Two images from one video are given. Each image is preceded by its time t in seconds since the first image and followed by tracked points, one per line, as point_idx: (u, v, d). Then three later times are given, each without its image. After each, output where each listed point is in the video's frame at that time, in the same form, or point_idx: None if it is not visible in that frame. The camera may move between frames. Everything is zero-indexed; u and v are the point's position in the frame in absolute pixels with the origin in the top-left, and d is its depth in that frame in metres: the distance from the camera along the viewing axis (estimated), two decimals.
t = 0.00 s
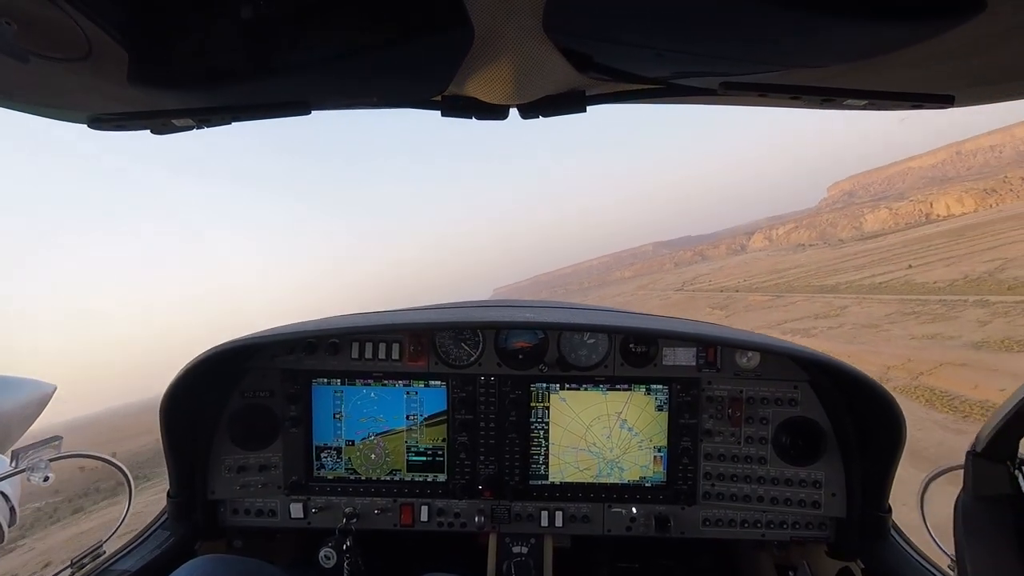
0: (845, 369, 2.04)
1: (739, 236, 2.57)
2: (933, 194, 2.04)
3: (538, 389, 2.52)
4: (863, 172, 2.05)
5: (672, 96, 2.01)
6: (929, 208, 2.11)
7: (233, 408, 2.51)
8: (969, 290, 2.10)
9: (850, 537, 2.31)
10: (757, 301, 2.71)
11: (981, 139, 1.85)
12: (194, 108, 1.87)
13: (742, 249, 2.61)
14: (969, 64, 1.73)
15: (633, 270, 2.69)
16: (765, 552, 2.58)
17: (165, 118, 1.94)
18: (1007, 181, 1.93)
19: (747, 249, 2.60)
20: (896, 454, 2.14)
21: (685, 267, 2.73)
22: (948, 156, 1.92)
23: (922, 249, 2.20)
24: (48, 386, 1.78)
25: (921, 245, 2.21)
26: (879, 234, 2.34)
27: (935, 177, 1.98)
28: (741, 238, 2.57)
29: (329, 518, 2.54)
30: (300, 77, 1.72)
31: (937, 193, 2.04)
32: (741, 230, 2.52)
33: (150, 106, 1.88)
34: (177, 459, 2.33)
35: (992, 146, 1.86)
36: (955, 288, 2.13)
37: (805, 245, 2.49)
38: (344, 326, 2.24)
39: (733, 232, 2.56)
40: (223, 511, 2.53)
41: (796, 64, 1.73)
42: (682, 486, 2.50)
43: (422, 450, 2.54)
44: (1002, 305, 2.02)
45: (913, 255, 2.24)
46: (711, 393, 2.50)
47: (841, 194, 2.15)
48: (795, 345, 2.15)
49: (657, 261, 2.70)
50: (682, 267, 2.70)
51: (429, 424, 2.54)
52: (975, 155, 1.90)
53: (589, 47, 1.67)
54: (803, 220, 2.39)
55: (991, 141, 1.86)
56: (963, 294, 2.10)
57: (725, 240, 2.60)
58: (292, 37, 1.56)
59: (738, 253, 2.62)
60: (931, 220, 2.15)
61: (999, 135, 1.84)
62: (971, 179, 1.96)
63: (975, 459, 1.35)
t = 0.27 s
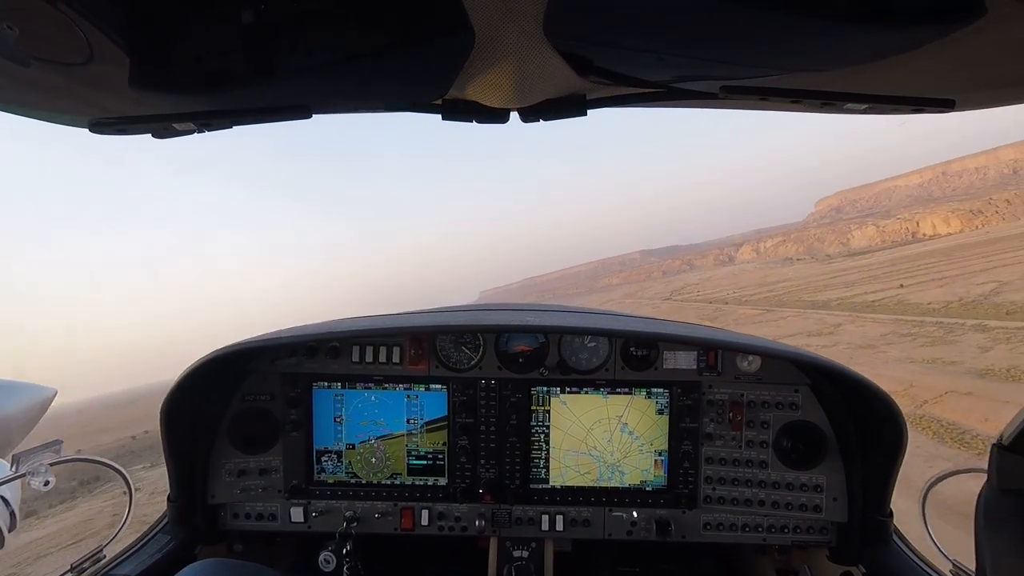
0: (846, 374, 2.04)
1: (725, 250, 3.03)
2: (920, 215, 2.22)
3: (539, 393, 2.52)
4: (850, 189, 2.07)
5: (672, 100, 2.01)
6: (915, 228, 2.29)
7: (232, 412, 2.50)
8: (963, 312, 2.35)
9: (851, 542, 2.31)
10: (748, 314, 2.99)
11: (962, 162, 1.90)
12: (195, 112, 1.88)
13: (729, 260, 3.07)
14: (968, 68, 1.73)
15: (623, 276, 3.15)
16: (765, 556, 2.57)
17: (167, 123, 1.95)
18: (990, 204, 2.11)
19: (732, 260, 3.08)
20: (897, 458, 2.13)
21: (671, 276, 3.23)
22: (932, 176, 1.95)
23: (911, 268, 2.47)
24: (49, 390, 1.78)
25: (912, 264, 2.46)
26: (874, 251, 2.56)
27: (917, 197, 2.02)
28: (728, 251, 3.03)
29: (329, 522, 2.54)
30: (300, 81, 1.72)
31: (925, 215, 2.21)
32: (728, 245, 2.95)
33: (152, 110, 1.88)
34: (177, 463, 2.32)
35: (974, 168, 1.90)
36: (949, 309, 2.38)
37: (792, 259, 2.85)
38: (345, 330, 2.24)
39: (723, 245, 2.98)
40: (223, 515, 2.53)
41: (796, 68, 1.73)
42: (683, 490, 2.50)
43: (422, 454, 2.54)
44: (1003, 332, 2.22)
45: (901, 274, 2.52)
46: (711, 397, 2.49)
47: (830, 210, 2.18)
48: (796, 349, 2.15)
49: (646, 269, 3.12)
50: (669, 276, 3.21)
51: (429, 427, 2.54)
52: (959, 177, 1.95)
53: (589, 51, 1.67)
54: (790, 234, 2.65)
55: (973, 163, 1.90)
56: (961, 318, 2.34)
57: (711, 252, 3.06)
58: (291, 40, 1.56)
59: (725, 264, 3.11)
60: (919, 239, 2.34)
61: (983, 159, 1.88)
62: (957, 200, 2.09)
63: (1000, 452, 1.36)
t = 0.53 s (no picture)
0: (846, 375, 2.04)
1: (713, 258, 2.71)
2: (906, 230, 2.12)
3: (539, 394, 2.52)
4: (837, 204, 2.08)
5: (673, 102, 2.01)
6: (902, 244, 2.20)
7: (232, 414, 2.50)
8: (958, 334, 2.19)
9: (852, 544, 2.31)
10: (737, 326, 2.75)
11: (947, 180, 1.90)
12: (195, 114, 1.88)
13: (717, 269, 2.76)
14: (968, 70, 1.73)
15: (609, 281, 2.96)
16: (765, 558, 2.57)
17: (166, 124, 1.94)
18: (978, 222, 2.02)
19: (720, 271, 2.77)
20: (897, 460, 2.13)
21: (660, 282, 2.96)
22: (918, 194, 1.97)
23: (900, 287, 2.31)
24: (48, 392, 1.77)
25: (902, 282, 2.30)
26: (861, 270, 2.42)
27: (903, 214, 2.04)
28: (716, 259, 2.71)
29: (329, 524, 2.53)
30: (300, 83, 1.72)
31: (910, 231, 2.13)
32: (718, 252, 2.65)
33: (152, 112, 1.88)
34: (176, 465, 2.32)
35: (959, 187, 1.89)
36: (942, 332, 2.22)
37: (780, 271, 2.64)
38: (345, 331, 2.24)
39: (711, 254, 2.67)
40: (222, 517, 2.52)
41: (796, 69, 1.73)
42: (683, 492, 2.50)
43: (422, 455, 2.53)
44: (1004, 356, 2.06)
45: (893, 290, 2.34)
46: (711, 399, 2.49)
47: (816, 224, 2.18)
48: (796, 351, 2.15)
49: (634, 275, 2.94)
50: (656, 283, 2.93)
51: (428, 429, 2.54)
52: (945, 195, 1.94)
53: (589, 53, 1.67)
54: (778, 245, 2.51)
55: (958, 183, 1.89)
56: (958, 338, 2.16)
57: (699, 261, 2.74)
58: (292, 41, 1.56)
59: (712, 273, 2.78)
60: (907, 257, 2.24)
61: (969, 178, 1.87)
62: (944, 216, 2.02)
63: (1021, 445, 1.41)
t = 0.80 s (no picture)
0: (844, 375, 2.04)
1: (700, 266, 3.00)
2: (893, 245, 2.26)
3: (537, 394, 2.52)
4: (823, 215, 2.20)
5: (671, 103, 2.01)
6: (887, 259, 2.34)
7: (230, 413, 2.50)
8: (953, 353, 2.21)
9: (850, 543, 2.31)
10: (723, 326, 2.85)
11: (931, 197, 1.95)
12: (194, 114, 1.88)
13: (704, 277, 3.01)
14: (965, 70, 1.73)
15: (598, 286, 3.10)
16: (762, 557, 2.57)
17: (164, 124, 1.94)
18: (962, 240, 2.13)
19: (707, 277, 3.03)
20: (895, 459, 2.13)
21: (646, 290, 3.11)
22: (903, 210, 2.04)
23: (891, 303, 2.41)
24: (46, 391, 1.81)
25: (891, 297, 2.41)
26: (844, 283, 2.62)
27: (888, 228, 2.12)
28: (706, 267, 3.00)
29: (327, 524, 2.53)
30: (298, 83, 1.72)
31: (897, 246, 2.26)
32: (707, 261, 2.93)
33: (150, 112, 1.88)
34: (174, 465, 2.32)
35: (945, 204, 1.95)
36: (938, 350, 2.25)
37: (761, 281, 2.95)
38: (343, 331, 2.24)
39: (701, 262, 2.95)
40: (220, 517, 2.52)
41: (794, 70, 1.73)
42: (681, 492, 2.50)
43: (420, 455, 2.53)
44: (1006, 382, 2.01)
45: (883, 306, 2.46)
46: (710, 399, 2.50)
47: (804, 235, 2.32)
48: (794, 351, 2.15)
49: (621, 281, 3.07)
50: (643, 289, 3.06)
51: (427, 429, 2.54)
52: (931, 212, 2.00)
53: (587, 53, 1.67)
54: (764, 256, 2.71)
55: (942, 200, 1.94)
56: (954, 359, 2.19)
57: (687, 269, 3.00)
58: (291, 41, 1.56)
59: (699, 280, 3.06)
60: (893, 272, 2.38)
61: (953, 196, 1.92)
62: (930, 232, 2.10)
63: None
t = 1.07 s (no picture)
0: (840, 374, 2.05)
1: (689, 274, 3.20)
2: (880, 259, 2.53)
3: (534, 394, 2.52)
4: (813, 227, 2.46)
5: (668, 102, 2.01)
6: (875, 272, 2.63)
7: (226, 413, 2.49)
8: (951, 373, 2.34)
9: (846, 542, 2.31)
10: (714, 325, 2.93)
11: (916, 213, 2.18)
12: (190, 112, 1.87)
13: (692, 284, 3.24)
14: (962, 69, 1.74)
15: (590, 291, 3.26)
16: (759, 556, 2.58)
17: (160, 123, 1.94)
18: (947, 257, 2.39)
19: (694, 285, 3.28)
20: (891, 458, 2.14)
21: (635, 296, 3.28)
22: (889, 224, 2.26)
23: (880, 317, 2.63)
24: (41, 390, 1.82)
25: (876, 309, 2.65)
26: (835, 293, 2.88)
27: (874, 242, 2.33)
28: (695, 276, 3.24)
29: (324, 524, 2.53)
30: (294, 82, 1.72)
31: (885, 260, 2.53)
32: (696, 270, 3.16)
33: (147, 111, 1.88)
34: (170, 465, 2.31)
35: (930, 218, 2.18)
36: (935, 370, 2.38)
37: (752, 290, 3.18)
38: (340, 331, 2.24)
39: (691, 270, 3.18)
40: (216, 517, 2.51)
41: (791, 69, 1.73)
42: (678, 491, 2.50)
43: (417, 454, 2.53)
44: (1010, 408, 1.98)
45: (875, 322, 2.67)
46: (707, 398, 2.50)
47: (793, 246, 2.59)
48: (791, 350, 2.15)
49: (611, 285, 3.31)
50: (630, 293, 3.28)
51: (424, 428, 2.54)
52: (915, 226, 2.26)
53: (584, 52, 1.67)
54: (753, 266, 2.99)
55: (928, 216, 2.16)
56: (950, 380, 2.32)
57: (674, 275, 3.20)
58: (286, 40, 1.55)
59: (687, 288, 3.27)
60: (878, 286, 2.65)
61: (939, 213, 2.13)
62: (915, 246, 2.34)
63: None
